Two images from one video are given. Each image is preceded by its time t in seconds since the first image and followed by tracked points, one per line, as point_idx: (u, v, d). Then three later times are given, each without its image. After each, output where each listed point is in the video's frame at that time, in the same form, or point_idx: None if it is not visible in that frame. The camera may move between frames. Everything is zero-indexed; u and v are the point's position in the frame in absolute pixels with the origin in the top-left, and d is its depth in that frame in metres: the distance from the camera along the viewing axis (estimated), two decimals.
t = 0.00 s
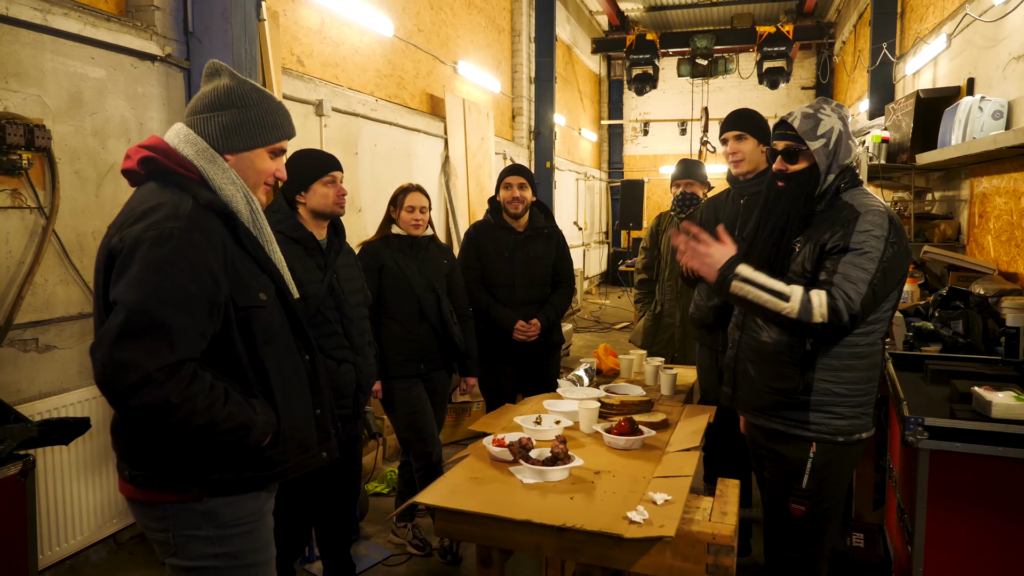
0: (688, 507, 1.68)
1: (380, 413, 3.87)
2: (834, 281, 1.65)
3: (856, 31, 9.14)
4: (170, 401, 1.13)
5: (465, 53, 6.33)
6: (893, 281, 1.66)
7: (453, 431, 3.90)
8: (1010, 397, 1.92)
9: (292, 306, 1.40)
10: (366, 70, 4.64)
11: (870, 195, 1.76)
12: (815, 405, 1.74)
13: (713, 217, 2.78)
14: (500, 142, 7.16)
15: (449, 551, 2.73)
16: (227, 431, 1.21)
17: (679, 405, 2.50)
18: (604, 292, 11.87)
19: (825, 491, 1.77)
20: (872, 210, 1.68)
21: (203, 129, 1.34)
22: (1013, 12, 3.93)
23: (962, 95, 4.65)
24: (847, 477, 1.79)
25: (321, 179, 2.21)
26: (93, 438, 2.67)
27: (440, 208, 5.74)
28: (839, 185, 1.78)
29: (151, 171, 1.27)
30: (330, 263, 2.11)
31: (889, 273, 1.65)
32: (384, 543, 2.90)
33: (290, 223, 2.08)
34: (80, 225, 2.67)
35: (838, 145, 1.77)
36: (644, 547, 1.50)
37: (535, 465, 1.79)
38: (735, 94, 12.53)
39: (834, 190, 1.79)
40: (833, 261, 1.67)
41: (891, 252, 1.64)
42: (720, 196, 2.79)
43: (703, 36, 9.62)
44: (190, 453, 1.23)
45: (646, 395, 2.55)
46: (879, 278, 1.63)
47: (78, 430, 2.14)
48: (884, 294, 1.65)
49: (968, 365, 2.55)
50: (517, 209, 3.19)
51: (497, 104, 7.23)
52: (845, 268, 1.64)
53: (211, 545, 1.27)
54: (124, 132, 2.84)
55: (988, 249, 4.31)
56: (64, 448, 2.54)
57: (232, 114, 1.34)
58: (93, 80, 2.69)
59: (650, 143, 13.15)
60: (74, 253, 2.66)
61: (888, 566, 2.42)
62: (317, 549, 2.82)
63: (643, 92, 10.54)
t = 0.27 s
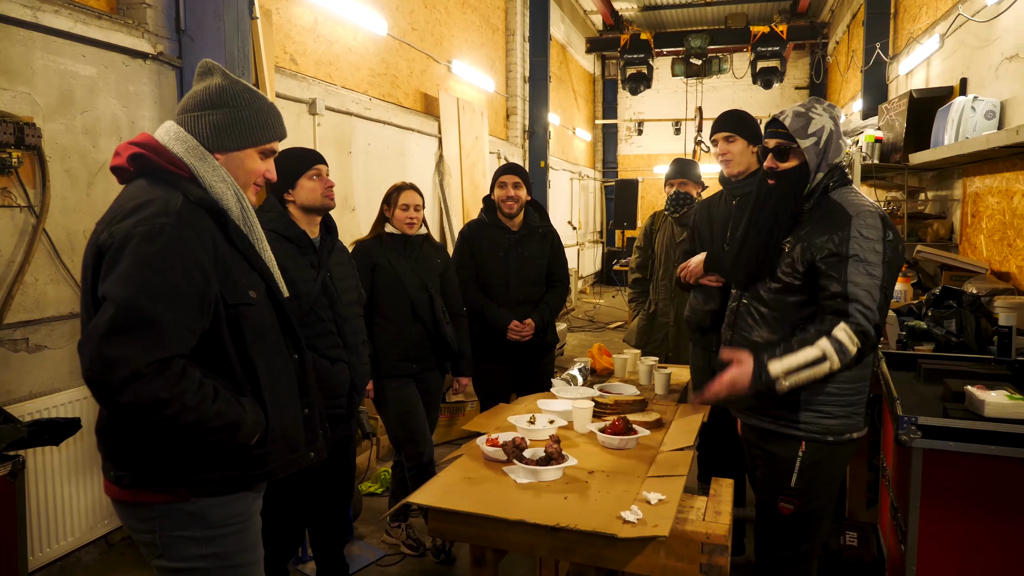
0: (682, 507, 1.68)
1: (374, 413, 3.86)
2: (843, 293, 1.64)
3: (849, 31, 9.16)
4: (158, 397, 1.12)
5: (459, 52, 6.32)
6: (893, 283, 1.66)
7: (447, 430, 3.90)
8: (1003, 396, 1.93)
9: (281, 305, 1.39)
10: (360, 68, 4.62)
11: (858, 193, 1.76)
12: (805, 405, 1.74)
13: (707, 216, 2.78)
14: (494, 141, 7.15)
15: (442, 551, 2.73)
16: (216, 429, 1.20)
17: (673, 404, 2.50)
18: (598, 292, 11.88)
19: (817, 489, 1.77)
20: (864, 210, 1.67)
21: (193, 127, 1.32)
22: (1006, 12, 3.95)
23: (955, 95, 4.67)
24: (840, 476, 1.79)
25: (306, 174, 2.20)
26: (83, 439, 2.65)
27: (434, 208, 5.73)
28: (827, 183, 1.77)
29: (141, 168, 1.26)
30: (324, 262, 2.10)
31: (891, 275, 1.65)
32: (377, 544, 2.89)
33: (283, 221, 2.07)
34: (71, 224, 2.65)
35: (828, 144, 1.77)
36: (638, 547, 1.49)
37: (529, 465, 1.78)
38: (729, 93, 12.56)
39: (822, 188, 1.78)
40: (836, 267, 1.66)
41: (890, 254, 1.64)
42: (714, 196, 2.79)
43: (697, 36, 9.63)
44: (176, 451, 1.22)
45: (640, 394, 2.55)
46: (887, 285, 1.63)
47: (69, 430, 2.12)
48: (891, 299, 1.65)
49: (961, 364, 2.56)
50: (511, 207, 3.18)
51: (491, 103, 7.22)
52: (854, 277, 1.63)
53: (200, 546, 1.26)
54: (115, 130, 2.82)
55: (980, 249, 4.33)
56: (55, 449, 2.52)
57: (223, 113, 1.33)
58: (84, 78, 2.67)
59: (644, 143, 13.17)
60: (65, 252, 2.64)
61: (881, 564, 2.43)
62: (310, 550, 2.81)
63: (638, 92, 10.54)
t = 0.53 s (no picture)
0: (677, 506, 1.68)
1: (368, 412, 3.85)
2: (836, 301, 1.62)
3: (845, 30, 9.16)
4: (147, 396, 1.11)
5: (454, 51, 6.30)
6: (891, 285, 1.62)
7: (441, 429, 3.89)
8: (999, 395, 1.94)
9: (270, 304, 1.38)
10: (355, 66, 4.61)
11: (849, 192, 1.75)
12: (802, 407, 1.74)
13: (702, 214, 2.77)
14: (489, 140, 7.14)
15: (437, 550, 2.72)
16: (204, 428, 1.18)
17: (669, 403, 2.50)
18: (594, 290, 11.87)
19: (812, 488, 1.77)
20: (856, 212, 1.65)
21: (181, 124, 1.31)
22: (1001, 11, 3.95)
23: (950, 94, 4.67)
24: (835, 475, 1.79)
25: (297, 169, 2.18)
26: (75, 438, 2.63)
27: (430, 206, 5.71)
28: (820, 183, 1.76)
29: (127, 166, 1.24)
30: (318, 259, 2.09)
31: (887, 277, 1.61)
32: (372, 543, 2.88)
33: (276, 219, 2.05)
34: (63, 222, 2.63)
35: (818, 144, 1.75)
36: (632, 547, 1.49)
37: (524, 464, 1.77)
38: (724, 92, 12.56)
39: (814, 188, 1.77)
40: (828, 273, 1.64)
41: (884, 256, 1.60)
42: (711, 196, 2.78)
43: (692, 35, 9.62)
44: (164, 451, 1.21)
45: (635, 393, 2.54)
46: (882, 290, 1.59)
47: (60, 430, 2.10)
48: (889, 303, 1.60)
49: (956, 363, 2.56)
50: (509, 206, 3.17)
51: (486, 101, 7.21)
52: (846, 284, 1.60)
53: (190, 547, 1.25)
54: (108, 128, 2.80)
55: (976, 247, 4.34)
56: (46, 449, 2.50)
57: (211, 110, 1.32)
58: (77, 76, 2.65)
59: (640, 142, 13.17)
60: (57, 250, 2.62)
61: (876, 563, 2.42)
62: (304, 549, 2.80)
63: (633, 91, 10.53)
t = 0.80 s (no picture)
0: (676, 506, 1.67)
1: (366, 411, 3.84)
2: (849, 302, 1.63)
3: (844, 28, 9.14)
4: (139, 395, 1.09)
5: (452, 49, 6.29)
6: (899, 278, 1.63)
7: (439, 429, 3.88)
8: (1000, 394, 1.93)
9: (263, 301, 1.37)
10: (352, 65, 4.59)
11: (842, 189, 1.76)
12: (804, 409, 1.73)
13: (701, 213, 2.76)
14: (487, 138, 7.12)
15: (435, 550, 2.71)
16: (198, 429, 1.17)
17: (667, 402, 2.49)
18: (593, 289, 11.87)
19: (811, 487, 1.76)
20: (852, 209, 1.66)
21: (163, 120, 1.30)
22: (1001, 8, 3.93)
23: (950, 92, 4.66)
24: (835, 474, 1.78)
25: (296, 168, 2.16)
26: (71, 438, 2.62)
27: (428, 205, 5.70)
28: (812, 182, 1.78)
29: (114, 166, 1.23)
30: (317, 258, 2.07)
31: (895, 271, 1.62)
32: (370, 543, 2.87)
33: (274, 218, 2.04)
34: (59, 221, 2.62)
35: (810, 142, 1.76)
36: (631, 548, 1.48)
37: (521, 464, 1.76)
38: (723, 91, 12.54)
39: (806, 187, 1.78)
40: (834, 274, 1.65)
41: (887, 251, 1.61)
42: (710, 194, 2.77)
43: (691, 33, 9.60)
44: (158, 451, 1.20)
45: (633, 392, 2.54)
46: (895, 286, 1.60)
47: (57, 429, 2.09)
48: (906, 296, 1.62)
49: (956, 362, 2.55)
50: (510, 205, 3.15)
51: (484, 100, 7.19)
52: (857, 286, 1.61)
53: (186, 547, 1.24)
54: (105, 126, 2.79)
55: (975, 246, 4.33)
56: (42, 448, 2.49)
57: (190, 102, 1.31)
58: (73, 74, 2.64)
59: (638, 141, 13.16)
60: (54, 249, 2.61)
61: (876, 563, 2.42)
62: (302, 549, 2.79)
63: (632, 90, 10.52)
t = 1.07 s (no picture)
0: (682, 508, 1.65)
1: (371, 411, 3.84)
2: (865, 303, 1.63)
3: (850, 26, 9.08)
4: (136, 397, 1.09)
5: (456, 49, 6.28)
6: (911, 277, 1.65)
7: (444, 429, 3.87)
8: (1010, 395, 1.90)
9: (262, 300, 1.36)
10: (356, 65, 4.59)
11: (848, 187, 1.75)
12: (814, 411, 1.72)
13: (706, 212, 2.75)
14: (491, 138, 7.11)
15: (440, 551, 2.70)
16: (196, 429, 1.16)
17: (673, 403, 2.47)
18: (598, 289, 11.85)
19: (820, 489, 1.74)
20: (863, 209, 1.65)
21: (156, 121, 1.29)
22: (1010, 4, 3.90)
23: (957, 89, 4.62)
24: (843, 475, 1.76)
25: (301, 168, 2.15)
26: (76, 438, 2.62)
27: (432, 205, 5.70)
28: (818, 180, 1.76)
29: (110, 168, 1.22)
30: (321, 259, 2.07)
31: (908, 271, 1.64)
32: (375, 543, 2.87)
33: (278, 219, 2.04)
34: (64, 222, 2.62)
35: (816, 142, 1.76)
36: (636, 551, 1.46)
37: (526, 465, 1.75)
38: (728, 89, 12.49)
39: (812, 187, 1.77)
40: (849, 275, 1.64)
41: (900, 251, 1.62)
42: (716, 193, 2.75)
43: (695, 32, 9.57)
44: (159, 452, 1.19)
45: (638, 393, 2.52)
46: (910, 286, 1.62)
47: (62, 430, 2.09)
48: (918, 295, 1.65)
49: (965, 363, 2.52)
50: (516, 205, 3.14)
51: (488, 100, 7.18)
52: (873, 287, 1.61)
53: (189, 549, 1.24)
54: (109, 127, 2.79)
55: (984, 244, 4.29)
56: (47, 449, 2.49)
57: (182, 100, 1.30)
58: (78, 75, 2.64)
59: (643, 140, 13.13)
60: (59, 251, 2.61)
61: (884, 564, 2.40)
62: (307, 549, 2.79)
63: (637, 89, 10.48)
